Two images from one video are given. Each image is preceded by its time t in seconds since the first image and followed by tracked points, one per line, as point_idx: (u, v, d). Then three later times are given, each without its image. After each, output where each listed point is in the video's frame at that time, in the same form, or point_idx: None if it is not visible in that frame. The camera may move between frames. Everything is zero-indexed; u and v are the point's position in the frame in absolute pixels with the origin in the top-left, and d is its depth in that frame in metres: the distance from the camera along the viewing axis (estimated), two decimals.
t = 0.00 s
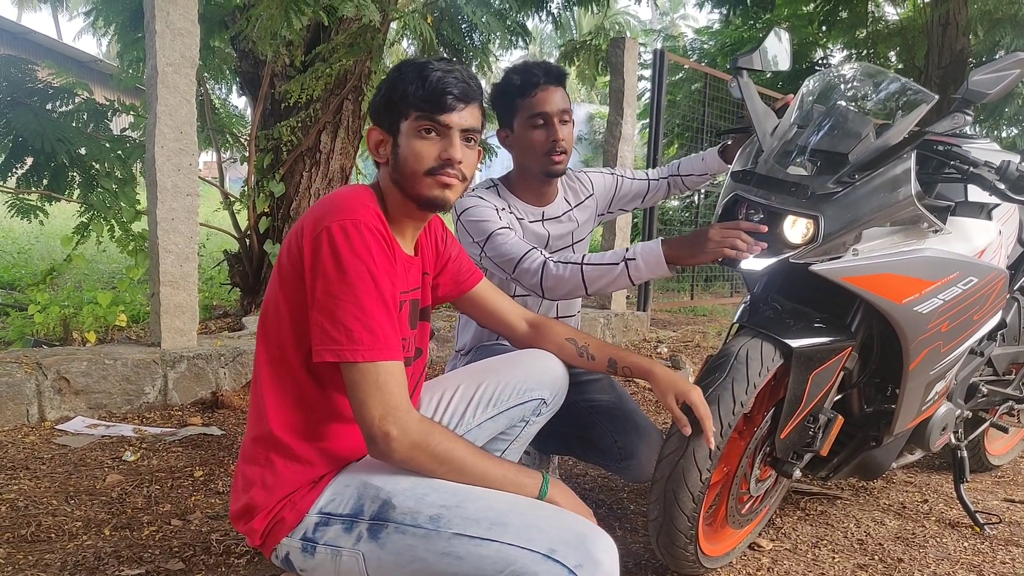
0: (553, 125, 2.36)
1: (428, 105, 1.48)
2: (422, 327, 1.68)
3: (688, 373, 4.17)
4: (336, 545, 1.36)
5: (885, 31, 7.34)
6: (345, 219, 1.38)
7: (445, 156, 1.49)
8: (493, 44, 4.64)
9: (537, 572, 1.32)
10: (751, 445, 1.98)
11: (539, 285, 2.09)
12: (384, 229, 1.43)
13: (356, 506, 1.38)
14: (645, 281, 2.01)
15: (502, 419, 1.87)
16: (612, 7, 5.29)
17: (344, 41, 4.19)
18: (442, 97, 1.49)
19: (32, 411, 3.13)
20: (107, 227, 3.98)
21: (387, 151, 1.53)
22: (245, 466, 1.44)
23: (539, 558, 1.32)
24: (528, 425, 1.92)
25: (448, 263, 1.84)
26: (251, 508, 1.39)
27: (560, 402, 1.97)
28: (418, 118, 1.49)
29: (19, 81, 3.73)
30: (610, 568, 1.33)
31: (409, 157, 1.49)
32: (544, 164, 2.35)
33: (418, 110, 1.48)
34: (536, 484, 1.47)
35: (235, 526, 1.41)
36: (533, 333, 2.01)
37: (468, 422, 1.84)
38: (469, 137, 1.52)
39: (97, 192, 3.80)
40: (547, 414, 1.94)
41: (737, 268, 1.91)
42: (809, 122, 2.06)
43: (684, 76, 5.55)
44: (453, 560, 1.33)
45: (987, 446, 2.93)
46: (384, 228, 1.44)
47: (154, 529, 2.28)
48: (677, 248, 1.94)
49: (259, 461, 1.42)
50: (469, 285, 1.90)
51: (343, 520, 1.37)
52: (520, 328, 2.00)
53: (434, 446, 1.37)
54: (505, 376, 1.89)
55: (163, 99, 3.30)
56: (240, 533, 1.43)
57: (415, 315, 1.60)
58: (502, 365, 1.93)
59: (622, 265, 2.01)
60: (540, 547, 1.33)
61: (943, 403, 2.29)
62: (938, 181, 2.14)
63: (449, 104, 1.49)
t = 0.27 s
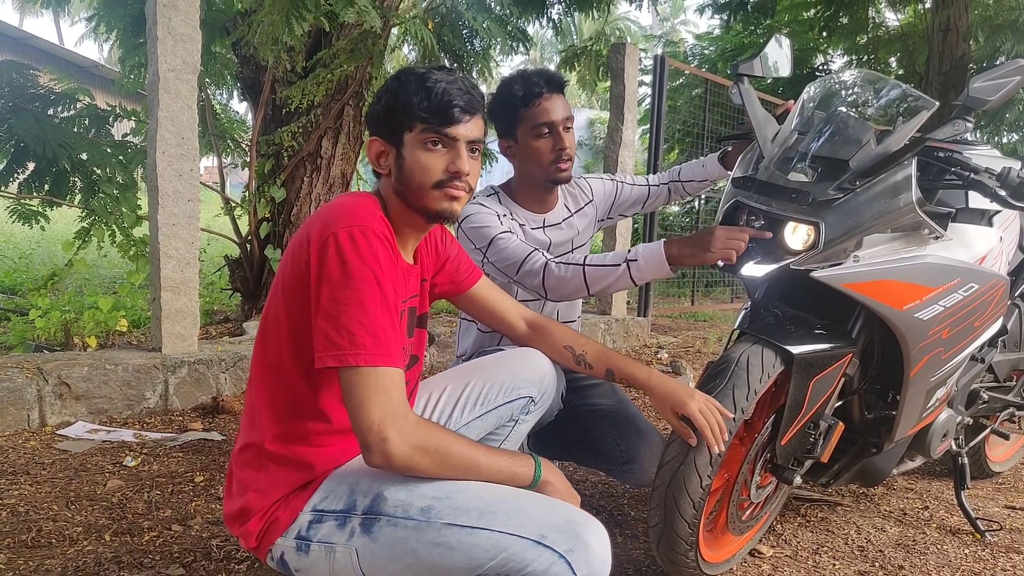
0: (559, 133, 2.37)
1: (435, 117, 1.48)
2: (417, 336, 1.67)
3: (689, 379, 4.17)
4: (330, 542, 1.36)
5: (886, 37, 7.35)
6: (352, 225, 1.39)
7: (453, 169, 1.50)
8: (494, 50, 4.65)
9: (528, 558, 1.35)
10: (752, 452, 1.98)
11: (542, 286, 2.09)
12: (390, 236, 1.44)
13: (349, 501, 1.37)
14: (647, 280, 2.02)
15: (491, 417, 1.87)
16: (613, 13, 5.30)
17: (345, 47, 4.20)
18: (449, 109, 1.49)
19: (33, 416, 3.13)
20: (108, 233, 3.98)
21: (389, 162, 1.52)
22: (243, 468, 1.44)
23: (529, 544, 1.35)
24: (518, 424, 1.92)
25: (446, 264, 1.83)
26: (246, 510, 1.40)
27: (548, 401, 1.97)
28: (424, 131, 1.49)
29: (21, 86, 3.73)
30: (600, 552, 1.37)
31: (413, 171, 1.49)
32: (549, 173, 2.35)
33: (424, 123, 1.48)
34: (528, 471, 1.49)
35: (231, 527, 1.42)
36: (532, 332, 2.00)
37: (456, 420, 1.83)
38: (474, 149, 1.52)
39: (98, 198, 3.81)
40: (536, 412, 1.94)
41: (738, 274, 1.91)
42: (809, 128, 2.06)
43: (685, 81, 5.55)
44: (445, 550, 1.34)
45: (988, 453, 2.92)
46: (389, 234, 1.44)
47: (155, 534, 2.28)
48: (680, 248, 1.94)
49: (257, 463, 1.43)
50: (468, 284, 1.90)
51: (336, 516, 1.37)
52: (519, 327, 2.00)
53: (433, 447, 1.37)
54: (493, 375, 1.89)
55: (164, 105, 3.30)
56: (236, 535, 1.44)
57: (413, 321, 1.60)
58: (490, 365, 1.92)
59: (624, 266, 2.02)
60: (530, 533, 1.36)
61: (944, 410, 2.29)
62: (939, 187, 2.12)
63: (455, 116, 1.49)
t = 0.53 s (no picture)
0: (558, 137, 2.37)
1: (440, 126, 1.49)
2: (419, 341, 1.68)
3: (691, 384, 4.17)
4: (335, 551, 1.36)
5: (887, 40, 7.36)
6: (353, 235, 1.38)
7: (458, 177, 1.51)
8: (495, 54, 4.66)
9: (534, 565, 1.34)
10: (753, 457, 1.97)
11: (543, 282, 2.09)
12: (391, 246, 1.44)
13: (353, 510, 1.38)
14: (648, 277, 2.01)
15: (492, 422, 1.87)
16: (614, 17, 5.31)
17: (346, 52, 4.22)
18: (453, 117, 1.49)
19: (35, 421, 3.14)
20: (111, 238, 3.98)
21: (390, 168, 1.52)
22: (244, 478, 1.44)
23: (536, 551, 1.34)
24: (518, 428, 1.92)
25: (444, 268, 1.84)
26: (249, 520, 1.40)
27: (549, 405, 1.98)
28: (429, 139, 1.49)
29: (24, 92, 3.75)
30: (607, 558, 1.35)
31: (416, 178, 1.49)
32: (548, 176, 2.36)
33: (429, 131, 1.48)
34: (534, 481, 1.50)
35: (233, 538, 1.42)
36: (531, 337, 2.00)
37: (457, 426, 1.83)
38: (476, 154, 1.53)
39: (101, 203, 3.81)
40: (537, 415, 1.94)
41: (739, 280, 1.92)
42: (810, 133, 2.06)
43: (686, 85, 5.56)
44: (452, 557, 1.34)
45: (991, 457, 2.92)
46: (390, 244, 1.44)
47: (157, 539, 2.28)
48: (682, 247, 1.92)
49: (258, 473, 1.42)
50: (464, 288, 1.90)
51: (341, 526, 1.37)
52: (518, 332, 1.99)
53: (438, 458, 1.37)
54: (493, 379, 1.89)
55: (166, 110, 3.31)
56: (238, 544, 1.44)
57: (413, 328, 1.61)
58: (489, 370, 1.93)
59: (626, 262, 2.02)
60: (537, 540, 1.35)
61: (947, 415, 2.29)
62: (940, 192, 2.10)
63: (460, 124, 1.50)
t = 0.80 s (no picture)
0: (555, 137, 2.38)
1: (437, 125, 1.49)
2: (420, 343, 1.68)
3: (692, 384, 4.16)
4: (338, 555, 1.36)
5: (887, 40, 7.36)
6: (349, 237, 1.38)
7: (457, 175, 1.51)
8: (494, 55, 4.67)
9: (538, 570, 1.34)
10: (754, 457, 1.96)
11: (542, 285, 2.10)
12: (387, 247, 1.44)
13: (356, 515, 1.38)
14: (648, 281, 2.01)
15: (497, 425, 1.87)
16: (613, 18, 5.32)
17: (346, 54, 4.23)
18: (451, 116, 1.49)
19: (37, 424, 3.14)
20: (111, 241, 3.99)
21: (389, 170, 1.52)
22: (246, 482, 1.44)
23: (540, 557, 1.34)
24: (523, 431, 1.92)
25: (444, 271, 1.84)
26: (251, 525, 1.39)
27: (553, 408, 1.98)
28: (426, 138, 1.49)
29: (24, 96, 3.75)
30: (611, 564, 1.35)
31: (414, 179, 1.50)
32: (547, 177, 2.36)
33: (428, 131, 1.48)
34: (537, 487, 1.52)
35: (236, 542, 1.42)
36: (532, 340, 2.00)
37: (461, 429, 1.83)
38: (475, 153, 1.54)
39: (101, 206, 3.82)
40: (541, 418, 1.94)
41: (739, 280, 1.91)
42: (810, 132, 2.06)
43: (686, 86, 5.57)
44: (455, 563, 1.34)
45: (992, 456, 2.92)
46: (386, 245, 1.45)
47: (158, 542, 2.28)
48: (682, 248, 1.93)
49: (260, 477, 1.42)
50: (465, 292, 1.90)
51: (344, 530, 1.37)
52: (520, 335, 1.99)
53: (438, 462, 1.37)
54: (497, 383, 1.89)
55: (167, 113, 3.31)
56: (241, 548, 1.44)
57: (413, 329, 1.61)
58: (493, 372, 1.93)
59: (626, 265, 2.01)
60: (541, 546, 1.35)
61: (949, 413, 2.29)
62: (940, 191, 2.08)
63: (456, 122, 1.50)
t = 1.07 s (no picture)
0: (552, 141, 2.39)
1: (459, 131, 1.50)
2: (420, 349, 1.69)
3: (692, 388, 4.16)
4: (336, 564, 1.36)
5: (884, 42, 7.38)
6: (345, 245, 1.38)
7: (484, 186, 1.56)
8: (493, 60, 4.68)
9: None
10: (754, 461, 1.97)
11: (543, 287, 2.10)
12: (384, 255, 1.44)
13: (354, 524, 1.38)
14: (648, 283, 2.01)
15: (498, 432, 1.88)
16: (611, 22, 5.33)
17: (345, 60, 4.24)
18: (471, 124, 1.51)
19: (36, 432, 3.14)
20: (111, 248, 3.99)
21: (413, 179, 1.50)
22: (245, 489, 1.45)
23: (537, 568, 1.34)
24: (525, 438, 1.92)
25: (446, 280, 1.84)
26: (249, 532, 1.39)
27: (555, 415, 1.98)
28: (457, 148, 1.51)
29: (23, 103, 3.76)
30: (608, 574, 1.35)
31: (439, 185, 1.50)
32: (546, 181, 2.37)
33: (458, 139, 1.50)
34: (535, 494, 1.52)
35: (235, 549, 1.42)
36: (535, 347, 2.00)
37: (463, 437, 1.84)
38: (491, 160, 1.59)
39: (100, 213, 3.82)
40: (543, 425, 1.95)
41: (737, 284, 1.92)
42: (807, 136, 2.07)
43: (684, 89, 5.58)
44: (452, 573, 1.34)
45: (992, 458, 2.91)
46: (383, 253, 1.45)
47: (158, 549, 2.28)
48: (682, 252, 1.94)
49: (259, 485, 1.43)
50: (469, 299, 1.90)
51: (341, 539, 1.37)
52: (524, 342, 2.00)
53: (435, 471, 1.37)
54: (499, 390, 1.90)
55: (166, 120, 3.32)
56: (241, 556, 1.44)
57: (412, 336, 1.61)
58: (495, 379, 1.94)
59: (626, 267, 2.01)
60: (538, 556, 1.34)
61: (948, 415, 2.30)
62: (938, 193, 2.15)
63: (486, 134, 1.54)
